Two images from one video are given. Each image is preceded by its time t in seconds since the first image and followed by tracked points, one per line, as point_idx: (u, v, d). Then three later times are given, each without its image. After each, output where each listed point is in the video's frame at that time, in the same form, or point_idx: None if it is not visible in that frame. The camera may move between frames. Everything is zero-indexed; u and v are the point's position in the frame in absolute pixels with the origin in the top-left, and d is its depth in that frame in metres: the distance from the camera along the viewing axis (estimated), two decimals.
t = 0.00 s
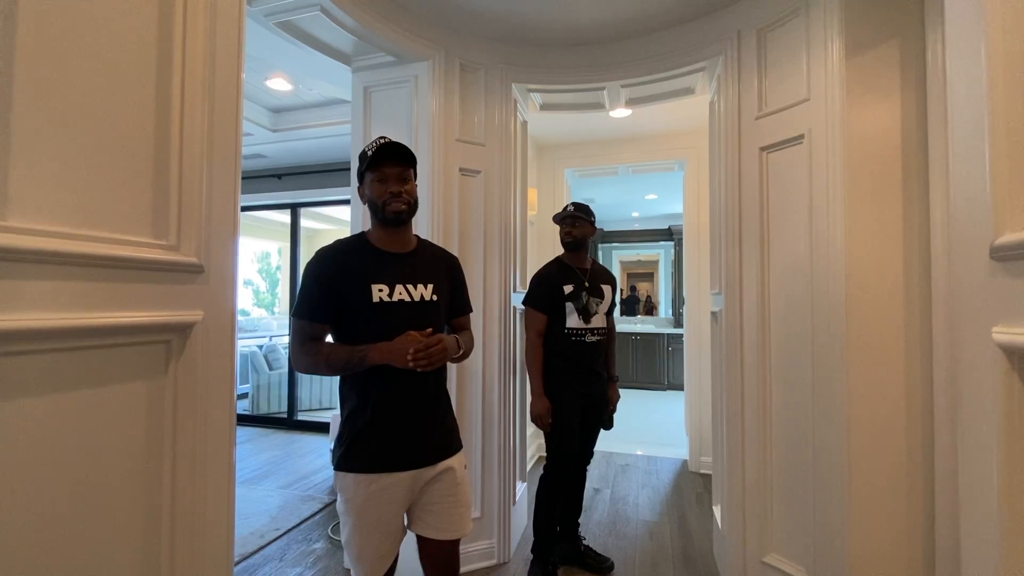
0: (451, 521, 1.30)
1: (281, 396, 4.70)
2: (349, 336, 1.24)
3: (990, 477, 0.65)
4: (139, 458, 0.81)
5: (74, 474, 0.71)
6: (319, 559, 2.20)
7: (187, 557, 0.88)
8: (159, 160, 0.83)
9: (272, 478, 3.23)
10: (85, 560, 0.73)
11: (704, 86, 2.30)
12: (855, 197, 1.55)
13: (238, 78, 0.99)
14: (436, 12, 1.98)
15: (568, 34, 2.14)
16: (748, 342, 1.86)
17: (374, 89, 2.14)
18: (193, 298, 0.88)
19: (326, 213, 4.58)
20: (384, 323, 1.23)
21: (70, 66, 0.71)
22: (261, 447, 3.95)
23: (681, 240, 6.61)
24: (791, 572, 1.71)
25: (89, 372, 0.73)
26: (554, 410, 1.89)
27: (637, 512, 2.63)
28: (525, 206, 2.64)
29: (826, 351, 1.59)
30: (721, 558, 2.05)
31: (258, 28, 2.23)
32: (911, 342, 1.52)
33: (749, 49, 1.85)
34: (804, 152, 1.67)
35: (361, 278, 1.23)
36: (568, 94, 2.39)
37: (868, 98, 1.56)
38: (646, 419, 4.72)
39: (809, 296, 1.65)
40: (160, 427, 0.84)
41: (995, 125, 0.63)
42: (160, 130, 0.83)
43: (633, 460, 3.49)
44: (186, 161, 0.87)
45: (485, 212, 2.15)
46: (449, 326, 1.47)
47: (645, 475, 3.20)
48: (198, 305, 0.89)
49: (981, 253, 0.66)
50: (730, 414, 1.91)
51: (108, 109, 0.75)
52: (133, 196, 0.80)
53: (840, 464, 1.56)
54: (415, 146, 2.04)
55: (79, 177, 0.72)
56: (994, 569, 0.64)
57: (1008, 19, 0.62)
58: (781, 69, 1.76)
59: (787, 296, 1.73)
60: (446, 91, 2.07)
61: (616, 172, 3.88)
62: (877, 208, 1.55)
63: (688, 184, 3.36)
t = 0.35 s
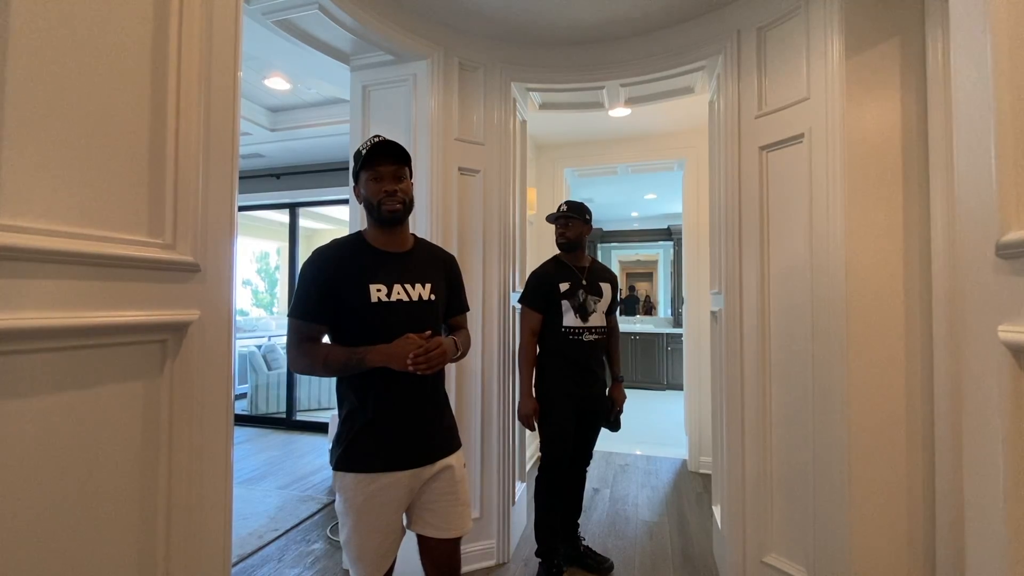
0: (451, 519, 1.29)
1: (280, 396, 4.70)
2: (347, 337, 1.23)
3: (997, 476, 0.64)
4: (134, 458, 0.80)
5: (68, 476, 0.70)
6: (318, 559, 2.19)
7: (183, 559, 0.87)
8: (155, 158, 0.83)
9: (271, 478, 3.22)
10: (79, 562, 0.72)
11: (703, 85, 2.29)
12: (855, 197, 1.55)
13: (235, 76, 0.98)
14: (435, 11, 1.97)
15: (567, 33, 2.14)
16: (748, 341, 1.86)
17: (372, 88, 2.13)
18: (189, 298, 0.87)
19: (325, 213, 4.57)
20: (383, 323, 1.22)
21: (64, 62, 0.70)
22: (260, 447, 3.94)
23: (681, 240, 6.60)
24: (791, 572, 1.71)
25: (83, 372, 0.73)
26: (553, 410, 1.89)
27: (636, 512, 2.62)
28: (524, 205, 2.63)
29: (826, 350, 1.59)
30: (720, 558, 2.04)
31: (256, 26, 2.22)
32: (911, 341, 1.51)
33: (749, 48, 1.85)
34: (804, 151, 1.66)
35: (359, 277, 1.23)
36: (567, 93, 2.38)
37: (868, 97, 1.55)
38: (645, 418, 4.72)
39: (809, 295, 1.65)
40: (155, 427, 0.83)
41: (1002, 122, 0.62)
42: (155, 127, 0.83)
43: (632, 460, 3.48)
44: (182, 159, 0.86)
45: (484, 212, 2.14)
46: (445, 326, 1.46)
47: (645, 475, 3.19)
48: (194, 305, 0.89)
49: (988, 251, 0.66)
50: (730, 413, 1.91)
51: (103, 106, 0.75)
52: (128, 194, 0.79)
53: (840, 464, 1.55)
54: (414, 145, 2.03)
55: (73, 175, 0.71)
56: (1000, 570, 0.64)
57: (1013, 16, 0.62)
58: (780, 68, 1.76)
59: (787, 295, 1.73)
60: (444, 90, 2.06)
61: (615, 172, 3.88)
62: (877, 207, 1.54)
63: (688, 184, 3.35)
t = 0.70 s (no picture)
0: (462, 520, 1.27)
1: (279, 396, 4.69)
2: (357, 338, 1.23)
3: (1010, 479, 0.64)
4: (132, 462, 0.79)
5: (65, 480, 0.70)
6: (317, 561, 2.18)
7: (181, 563, 0.86)
8: (152, 158, 0.82)
9: (270, 479, 3.21)
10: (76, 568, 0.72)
11: (704, 85, 2.29)
12: (857, 197, 1.55)
13: (233, 75, 0.98)
14: (435, 10, 1.96)
15: (568, 32, 2.13)
16: (749, 342, 1.85)
17: (371, 88, 2.12)
18: (187, 299, 0.87)
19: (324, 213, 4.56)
20: (391, 325, 1.22)
21: (59, 61, 0.69)
22: (259, 448, 3.93)
23: (680, 240, 6.61)
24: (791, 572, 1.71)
25: (80, 375, 0.72)
26: (553, 410, 1.88)
27: (636, 513, 2.62)
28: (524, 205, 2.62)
29: (827, 351, 1.58)
30: (721, 558, 2.04)
31: (254, 25, 2.21)
32: (912, 341, 1.51)
33: (750, 47, 1.84)
34: (805, 151, 1.66)
35: (368, 279, 1.22)
36: (567, 92, 2.37)
37: (869, 97, 1.55)
38: (645, 418, 4.72)
39: (810, 295, 1.64)
40: (153, 430, 0.82)
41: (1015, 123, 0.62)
42: (153, 127, 0.82)
43: (632, 460, 3.48)
44: (179, 159, 0.85)
45: (484, 212, 2.13)
46: (456, 326, 1.45)
47: (645, 475, 3.19)
48: (192, 306, 0.88)
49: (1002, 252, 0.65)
50: (730, 413, 1.90)
51: (99, 105, 0.74)
52: (125, 194, 0.78)
53: (842, 465, 1.55)
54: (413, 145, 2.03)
55: (69, 175, 0.70)
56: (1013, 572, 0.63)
57: None
58: (781, 68, 1.75)
59: (788, 296, 1.72)
60: (444, 89, 2.05)
61: (615, 171, 3.87)
62: (878, 207, 1.54)
63: (688, 184, 3.35)
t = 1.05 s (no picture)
0: (490, 521, 1.27)
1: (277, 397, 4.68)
2: (391, 336, 1.23)
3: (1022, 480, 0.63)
4: (130, 464, 0.78)
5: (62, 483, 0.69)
6: (317, 562, 2.17)
7: (180, 565, 0.85)
8: (150, 156, 0.81)
9: (269, 480, 3.20)
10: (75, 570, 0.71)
11: (704, 83, 2.28)
12: (858, 196, 1.54)
13: (231, 73, 0.97)
14: (434, 8, 1.95)
15: (568, 31, 2.12)
16: (750, 341, 1.84)
17: (371, 87, 2.11)
18: (184, 298, 0.85)
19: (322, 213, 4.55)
20: (422, 322, 1.21)
21: (55, 57, 0.68)
22: (257, 448, 3.92)
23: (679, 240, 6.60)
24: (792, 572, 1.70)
25: (76, 376, 0.71)
26: (553, 412, 1.87)
27: (637, 513, 2.61)
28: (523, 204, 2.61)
29: (828, 350, 1.58)
30: (721, 558, 2.04)
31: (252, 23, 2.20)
32: (914, 341, 1.51)
33: (750, 46, 1.84)
34: (805, 150, 1.65)
35: (401, 278, 1.22)
36: (567, 91, 2.36)
37: (870, 95, 1.54)
38: (644, 418, 4.72)
39: (812, 294, 1.64)
40: (151, 431, 0.81)
41: None
42: (150, 124, 0.81)
43: (631, 460, 3.47)
44: (177, 157, 0.84)
45: (484, 212, 2.12)
46: (491, 326, 1.42)
47: (645, 475, 3.19)
48: (190, 306, 0.87)
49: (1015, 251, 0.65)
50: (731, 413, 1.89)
51: (95, 101, 0.73)
52: (123, 193, 0.77)
53: (844, 464, 1.54)
54: (413, 144, 2.02)
55: (66, 173, 0.69)
56: None
57: None
58: (781, 66, 1.75)
59: (789, 295, 1.72)
60: (443, 88, 2.04)
61: (614, 171, 3.86)
62: (880, 206, 1.54)
63: (687, 183, 3.35)
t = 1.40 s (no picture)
0: (505, 520, 1.26)
1: (275, 398, 4.65)
2: (417, 332, 1.22)
3: None
4: (123, 466, 0.77)
5: (55, 486, 0.68)
6: (315, 563, 2.16)
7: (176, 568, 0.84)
8: (144, 153, 0.80)
9: (267, 480, 3.19)
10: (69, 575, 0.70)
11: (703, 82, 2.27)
12: (859, 195, 1.54)
13: (227, 71, 0.96)
14: (433, 7, 1.94)
15: (567, 30, 2.11)
16: (750, 341, 1.83)
17: (369, 85, 2.10)
18: (178, 298, 0.84)
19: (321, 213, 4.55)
20: (446, 322, 1.21)
21: (47, 53, 0.67)
22: (256, 448, 3.91)
23: (678, 240, 6.60)
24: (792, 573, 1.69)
25: (69, 376, 0.70)
26: (554, 413, 1.85)
27: (637, 513, 2.61)
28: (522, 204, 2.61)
29: (830, 349, 1.57)
30: (721, 558, 2.03)
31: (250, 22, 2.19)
32: (915, 340, 1.51)
33: (750, 45, 1.83)
34: (805, 149, 1.64)
35: (426, 276, 1.22)
36: (566, 90, 2.35)
37: (871, 94, 1.54)
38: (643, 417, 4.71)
39: (813, 294, 1.63)
40: (146, 432, 0.80)
41: None
42: (144, 121, 0.80)
43: (631, 460, 3.46)
44: (171, 155, 0.83)
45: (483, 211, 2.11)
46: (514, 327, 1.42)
47: (644, 474, 3.18)
48: (185, 306, 0.86)
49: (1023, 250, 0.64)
50: (731, 413, 1.88)
51: (88, 99, 0.72)
52: (117, 192, 0.76)
53: (845, 464, 1.54)
54: (412, 144, 2.01)
55: (58, 171, 0.68)
56: None
57: None
58: (781, 65, 1.74)
59: (789, 294, 1.71)
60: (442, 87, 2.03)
61: (613, 170, 3.85)
62: (880, 205, 1.53)
63: (686, 183, 3.34)
